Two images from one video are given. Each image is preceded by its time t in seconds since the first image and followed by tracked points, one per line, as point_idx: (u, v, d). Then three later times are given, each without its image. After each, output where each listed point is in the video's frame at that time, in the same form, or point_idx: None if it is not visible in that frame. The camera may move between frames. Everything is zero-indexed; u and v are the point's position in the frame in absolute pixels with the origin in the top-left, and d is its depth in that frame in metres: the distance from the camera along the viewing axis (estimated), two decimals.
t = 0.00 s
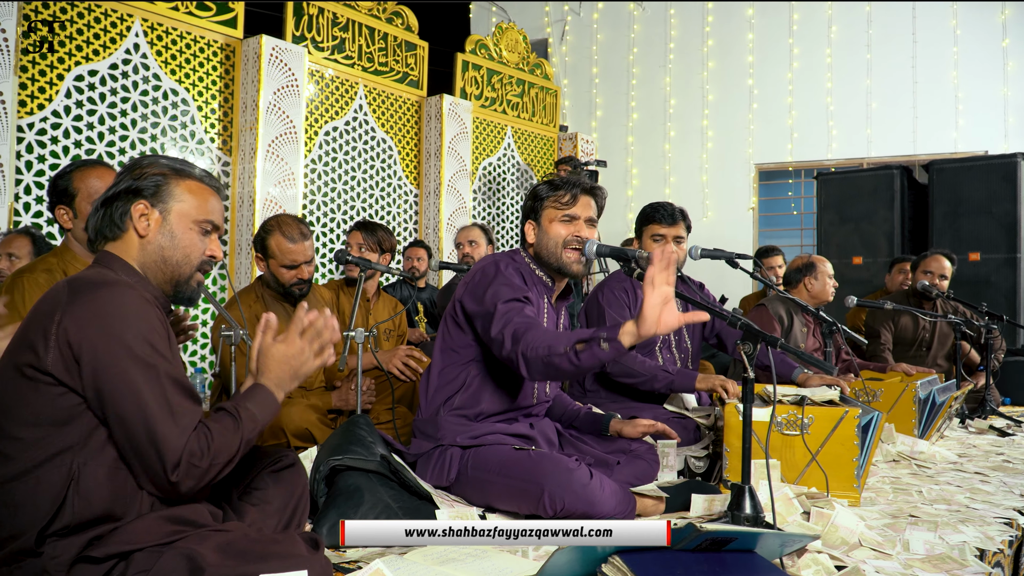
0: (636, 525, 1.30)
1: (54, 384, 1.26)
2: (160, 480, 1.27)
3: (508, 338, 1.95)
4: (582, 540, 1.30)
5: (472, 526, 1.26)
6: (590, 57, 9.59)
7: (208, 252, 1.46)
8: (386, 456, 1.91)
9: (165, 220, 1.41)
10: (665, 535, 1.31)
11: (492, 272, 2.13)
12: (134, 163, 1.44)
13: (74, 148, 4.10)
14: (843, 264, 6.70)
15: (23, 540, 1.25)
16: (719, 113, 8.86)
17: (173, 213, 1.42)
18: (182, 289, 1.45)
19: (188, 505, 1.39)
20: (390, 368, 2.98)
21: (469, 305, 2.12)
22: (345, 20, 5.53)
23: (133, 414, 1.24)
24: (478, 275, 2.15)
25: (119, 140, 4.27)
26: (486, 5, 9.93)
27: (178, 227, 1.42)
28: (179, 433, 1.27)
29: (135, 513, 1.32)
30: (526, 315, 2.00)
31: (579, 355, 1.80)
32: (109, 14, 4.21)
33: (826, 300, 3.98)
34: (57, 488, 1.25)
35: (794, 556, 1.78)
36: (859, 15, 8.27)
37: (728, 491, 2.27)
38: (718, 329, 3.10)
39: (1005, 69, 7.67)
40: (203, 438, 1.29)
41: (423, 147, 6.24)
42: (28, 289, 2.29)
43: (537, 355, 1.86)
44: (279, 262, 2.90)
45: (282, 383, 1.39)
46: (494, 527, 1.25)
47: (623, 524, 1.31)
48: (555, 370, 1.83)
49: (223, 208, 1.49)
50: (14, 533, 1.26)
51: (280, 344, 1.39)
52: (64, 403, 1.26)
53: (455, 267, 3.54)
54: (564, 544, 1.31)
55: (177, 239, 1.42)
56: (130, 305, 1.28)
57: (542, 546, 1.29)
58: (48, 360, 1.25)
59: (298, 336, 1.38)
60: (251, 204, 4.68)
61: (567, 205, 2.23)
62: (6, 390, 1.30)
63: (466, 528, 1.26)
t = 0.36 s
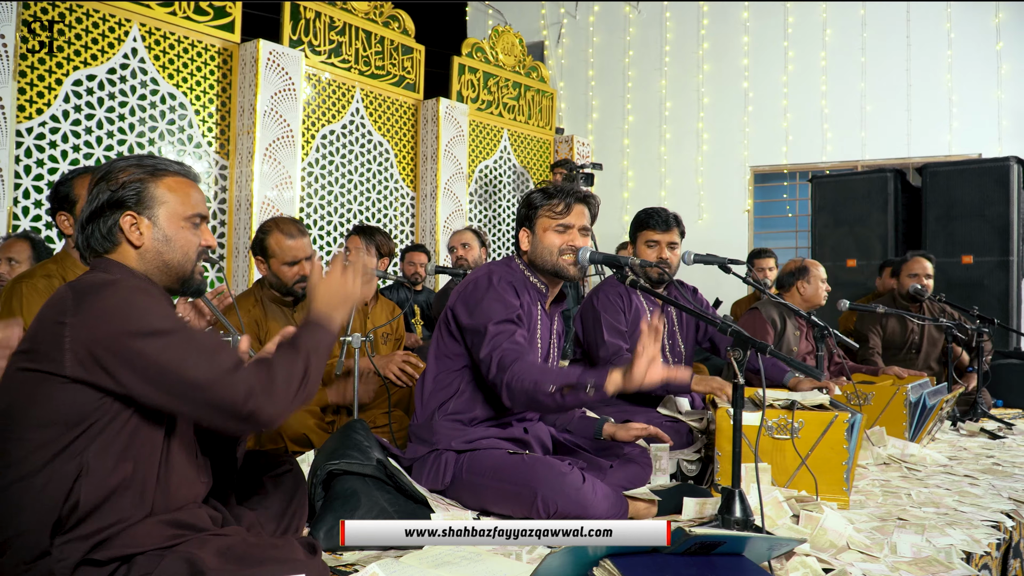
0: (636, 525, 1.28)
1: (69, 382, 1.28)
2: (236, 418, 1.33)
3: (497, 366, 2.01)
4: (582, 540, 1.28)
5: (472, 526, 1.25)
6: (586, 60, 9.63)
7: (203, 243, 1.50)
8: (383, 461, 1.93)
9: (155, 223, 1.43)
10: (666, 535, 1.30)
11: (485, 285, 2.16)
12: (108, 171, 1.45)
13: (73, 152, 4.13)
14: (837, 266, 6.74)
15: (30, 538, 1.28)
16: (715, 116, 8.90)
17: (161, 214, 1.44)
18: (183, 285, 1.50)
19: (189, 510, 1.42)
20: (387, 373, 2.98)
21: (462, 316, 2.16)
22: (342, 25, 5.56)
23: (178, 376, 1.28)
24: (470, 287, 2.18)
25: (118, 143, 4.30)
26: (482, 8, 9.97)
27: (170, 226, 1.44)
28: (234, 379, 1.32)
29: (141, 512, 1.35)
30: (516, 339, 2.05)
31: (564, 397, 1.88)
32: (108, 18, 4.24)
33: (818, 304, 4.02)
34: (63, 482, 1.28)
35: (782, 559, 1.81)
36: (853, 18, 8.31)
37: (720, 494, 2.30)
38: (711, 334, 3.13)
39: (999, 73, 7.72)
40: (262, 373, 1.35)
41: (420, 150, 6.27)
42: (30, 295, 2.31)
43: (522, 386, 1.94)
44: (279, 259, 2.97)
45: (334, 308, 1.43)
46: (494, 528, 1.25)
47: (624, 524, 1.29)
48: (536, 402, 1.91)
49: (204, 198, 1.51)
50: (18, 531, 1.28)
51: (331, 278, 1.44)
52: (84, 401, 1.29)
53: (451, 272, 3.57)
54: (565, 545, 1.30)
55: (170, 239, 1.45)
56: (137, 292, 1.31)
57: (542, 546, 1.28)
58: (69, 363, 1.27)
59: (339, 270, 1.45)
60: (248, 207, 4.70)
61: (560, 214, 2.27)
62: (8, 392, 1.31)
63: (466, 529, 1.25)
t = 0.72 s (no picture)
0: (633, 526, 1.35)
1: (71, 407, 1.29)
2: (159, 503, 1.29)
3: (477, 388, 2.05)
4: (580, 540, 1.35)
5: (472, 526, 1.31)
6: (581, 62, 9.67)
7: (198, 231, 1.51)
8: (377, 461, 1.99)
9: (152, 222, 1.44)
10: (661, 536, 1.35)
11: (476, 293, 2.19)
12: (92, 179, 1.44)
13: (70, 155, 4.15)
14: (830, 268, 6.80)
15: (38, 542, 1.32)
16: (709, 118, 8.95)
17: (155, 213, 1.44)
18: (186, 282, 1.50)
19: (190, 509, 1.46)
20: (383, 377, 3.08)
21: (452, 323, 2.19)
22: (337, 27, 5.60)
23: (136, 427, 1.25)
24: (461, 295, 2.21)
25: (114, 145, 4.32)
26: (477, 10, 10.01)
27: (165, 222, 1.45)
28: (182, 457, 1.27)
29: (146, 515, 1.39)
30: (498, 360, 2.08)
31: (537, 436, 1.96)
32: (104, 21, 4.26)
33: (808, 306, 4.07)
34: (73, 498, 1.31)
35: (768, 557, 1.85)
36: (846, 22, 8.37)
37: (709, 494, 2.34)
38: (700, 336, 3.17)
39: (990, 76, 7.78)
40: (210, 458, 1.30)
41: (415, 152, 6.30)
42: (30, 294, 2.33)
43: (498, 415, 2.00)
44: (278, 241, 3.10)
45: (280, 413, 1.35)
46: (494, 527, 1.31)
47: (622, 524, 1.35)
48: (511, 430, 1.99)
49: (189, 186, 1.51)
50: (27, 533, 1.32)
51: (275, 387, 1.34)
52: (83, 425, 1.30)
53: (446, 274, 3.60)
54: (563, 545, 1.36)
55: (169, 237, 1.45)
56: (138, 327, 1.29)
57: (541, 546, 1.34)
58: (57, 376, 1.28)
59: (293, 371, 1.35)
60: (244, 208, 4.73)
61: (552, 218, 2.30)
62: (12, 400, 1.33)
63: (466, 529, 1.31)
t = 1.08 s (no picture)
0: (634, 525, 1.41)
1: (63, 412, 1.33)
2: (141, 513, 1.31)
3: (466, 385, 2.09)
4: (582, 539, 1.40)
5: (473, 525, 1.34)
6: (573, 63, 9.72)
7: (187, 227, 1.52)
8: (369, 458, 2.02)
9: (139, 222, 1.45)
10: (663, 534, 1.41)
11: (468, 291, 2.22)
12: (77, 178, 1.44)
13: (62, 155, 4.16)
14: (818, 268, 6.86)
15: (35, 540, 1.34)
16: (700, 119, 9.01)
17: (144, 213, 1.45)
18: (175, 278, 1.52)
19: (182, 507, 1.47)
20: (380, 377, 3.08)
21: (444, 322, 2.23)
22: (330, 28, 5.62)
23: (115, 437, 1.28)
24: (453, 293, 2.24)
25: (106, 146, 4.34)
26: (470, 11, 10.04)
27: (153, 222, 1.46)
28: (159, 467, 1.29)
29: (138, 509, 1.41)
30: (488, 358, 2.12)
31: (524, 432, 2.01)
32: (97, 22, 4.28)
33: (796, 306, 4.12)
34: (67, 498, 1.34)
35: (752, 551, 1.89)
36: (836, 24, 8.44)
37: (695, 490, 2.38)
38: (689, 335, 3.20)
39: (978, 78, 7.86)
40: (183, 472, 1.32)
41: (408, 153, 6.34)
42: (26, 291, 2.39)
43: (487, 411, 2.04)
44: (271, 239, 3.15)
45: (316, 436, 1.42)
46: (495, 527, 1.34)
47: (623, 524, 1.41)
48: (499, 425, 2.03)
49: (178, 183, 1.52)
50: (23, 533, 1.34)
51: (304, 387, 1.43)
52: (73, 432, 1.33)
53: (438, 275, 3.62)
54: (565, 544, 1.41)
55: (158, 237, 1.47)
56: (123, 334, 1.32)
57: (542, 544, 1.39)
58: (43, 383, 1.31)
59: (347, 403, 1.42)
60: (237, 208, 4.76)
61: (541, 220, 2.34)
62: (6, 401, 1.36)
63: (467, 528, 1.35)
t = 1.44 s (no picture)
0: (637, 524, 1.28)
1: (54, 409, 1.35)
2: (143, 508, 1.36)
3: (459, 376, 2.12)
4: (583, 540, 1.26)
5: (473, 525, 1.24)
6: (563, 62, 9.77)
7: (180, 230, 1.52)
8: (361, 448, 2.03)
9: (125, 224, 1.45)
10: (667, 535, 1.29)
11: (459, 284, 2.26)
12: (71, 171, 1.45)
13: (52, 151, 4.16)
14: (805, 266, 6.93)
15: (27, 529, 1.36)
16: (688, 119, 9.08)
17: (131, 214, 1.46)
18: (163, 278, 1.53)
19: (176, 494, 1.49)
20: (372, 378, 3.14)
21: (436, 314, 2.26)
22: (320, 26, 5.63)
23: (117, 439, 1.30)
24: (445, 284, 2.28)
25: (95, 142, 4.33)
26: (460, 10, 10.08)
27: (139, 223, 1.46)
28: (164, 463, 1.34)
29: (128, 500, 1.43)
30: (480, 350, 2.15)
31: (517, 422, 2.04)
32: (87, 19, 4.28)
33: (781, 302, 4.18)
34: (58, 490, 1.36)
35: (736, 536, 1.93)
36: (823, 24, 8.52)
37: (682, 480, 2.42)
38: (677, 328, 3.25)
39: (962, 78, 7.96)
40: (187, 467, 1.39)
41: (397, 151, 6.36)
42: (19, 284, 2.43)
43: (479, 400, 2.07)
44: (259, 236, 3.17)
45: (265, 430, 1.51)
46: (495, 527, 1.24)
47: (624, 524, 1.28)
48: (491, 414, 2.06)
49: (177, 184, 1.52)
50: (15, 524, 1.37)
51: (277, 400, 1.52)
52: (63, 427, 1.36)
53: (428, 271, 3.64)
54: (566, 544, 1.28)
55: (142, 238, 1.47)
56: (118, 333, 1.34)
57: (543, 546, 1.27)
58: (38, 381, 1.32)
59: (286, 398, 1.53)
60: (226, 205, 4.76)
61: (530, 213, 2.38)
62: None
63: (466, 528, 1.24)
